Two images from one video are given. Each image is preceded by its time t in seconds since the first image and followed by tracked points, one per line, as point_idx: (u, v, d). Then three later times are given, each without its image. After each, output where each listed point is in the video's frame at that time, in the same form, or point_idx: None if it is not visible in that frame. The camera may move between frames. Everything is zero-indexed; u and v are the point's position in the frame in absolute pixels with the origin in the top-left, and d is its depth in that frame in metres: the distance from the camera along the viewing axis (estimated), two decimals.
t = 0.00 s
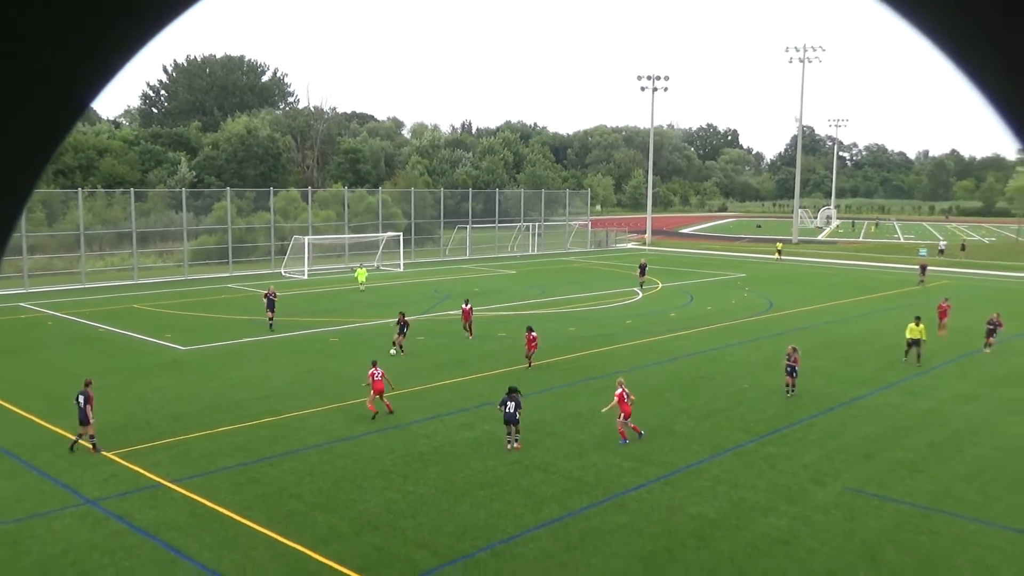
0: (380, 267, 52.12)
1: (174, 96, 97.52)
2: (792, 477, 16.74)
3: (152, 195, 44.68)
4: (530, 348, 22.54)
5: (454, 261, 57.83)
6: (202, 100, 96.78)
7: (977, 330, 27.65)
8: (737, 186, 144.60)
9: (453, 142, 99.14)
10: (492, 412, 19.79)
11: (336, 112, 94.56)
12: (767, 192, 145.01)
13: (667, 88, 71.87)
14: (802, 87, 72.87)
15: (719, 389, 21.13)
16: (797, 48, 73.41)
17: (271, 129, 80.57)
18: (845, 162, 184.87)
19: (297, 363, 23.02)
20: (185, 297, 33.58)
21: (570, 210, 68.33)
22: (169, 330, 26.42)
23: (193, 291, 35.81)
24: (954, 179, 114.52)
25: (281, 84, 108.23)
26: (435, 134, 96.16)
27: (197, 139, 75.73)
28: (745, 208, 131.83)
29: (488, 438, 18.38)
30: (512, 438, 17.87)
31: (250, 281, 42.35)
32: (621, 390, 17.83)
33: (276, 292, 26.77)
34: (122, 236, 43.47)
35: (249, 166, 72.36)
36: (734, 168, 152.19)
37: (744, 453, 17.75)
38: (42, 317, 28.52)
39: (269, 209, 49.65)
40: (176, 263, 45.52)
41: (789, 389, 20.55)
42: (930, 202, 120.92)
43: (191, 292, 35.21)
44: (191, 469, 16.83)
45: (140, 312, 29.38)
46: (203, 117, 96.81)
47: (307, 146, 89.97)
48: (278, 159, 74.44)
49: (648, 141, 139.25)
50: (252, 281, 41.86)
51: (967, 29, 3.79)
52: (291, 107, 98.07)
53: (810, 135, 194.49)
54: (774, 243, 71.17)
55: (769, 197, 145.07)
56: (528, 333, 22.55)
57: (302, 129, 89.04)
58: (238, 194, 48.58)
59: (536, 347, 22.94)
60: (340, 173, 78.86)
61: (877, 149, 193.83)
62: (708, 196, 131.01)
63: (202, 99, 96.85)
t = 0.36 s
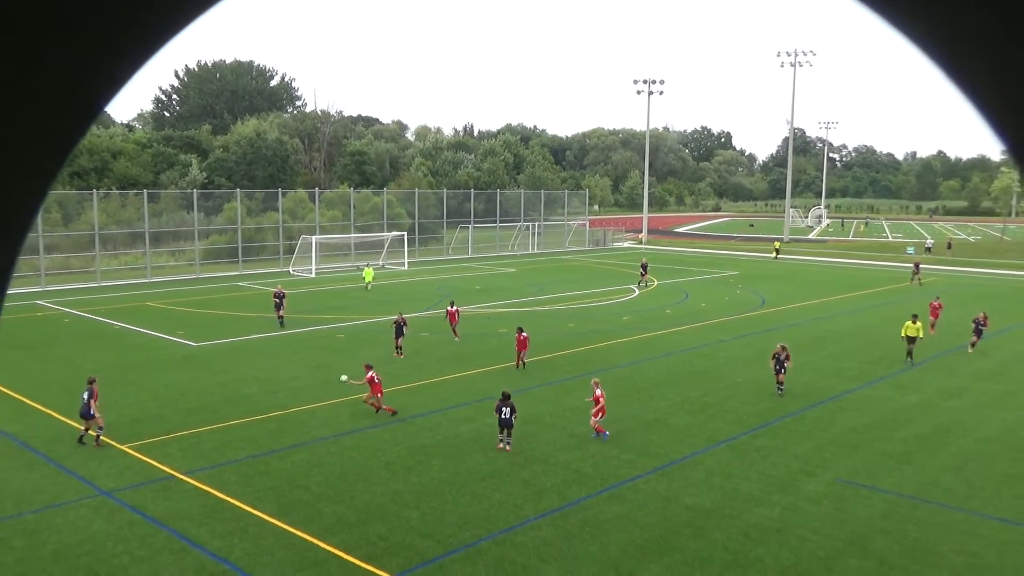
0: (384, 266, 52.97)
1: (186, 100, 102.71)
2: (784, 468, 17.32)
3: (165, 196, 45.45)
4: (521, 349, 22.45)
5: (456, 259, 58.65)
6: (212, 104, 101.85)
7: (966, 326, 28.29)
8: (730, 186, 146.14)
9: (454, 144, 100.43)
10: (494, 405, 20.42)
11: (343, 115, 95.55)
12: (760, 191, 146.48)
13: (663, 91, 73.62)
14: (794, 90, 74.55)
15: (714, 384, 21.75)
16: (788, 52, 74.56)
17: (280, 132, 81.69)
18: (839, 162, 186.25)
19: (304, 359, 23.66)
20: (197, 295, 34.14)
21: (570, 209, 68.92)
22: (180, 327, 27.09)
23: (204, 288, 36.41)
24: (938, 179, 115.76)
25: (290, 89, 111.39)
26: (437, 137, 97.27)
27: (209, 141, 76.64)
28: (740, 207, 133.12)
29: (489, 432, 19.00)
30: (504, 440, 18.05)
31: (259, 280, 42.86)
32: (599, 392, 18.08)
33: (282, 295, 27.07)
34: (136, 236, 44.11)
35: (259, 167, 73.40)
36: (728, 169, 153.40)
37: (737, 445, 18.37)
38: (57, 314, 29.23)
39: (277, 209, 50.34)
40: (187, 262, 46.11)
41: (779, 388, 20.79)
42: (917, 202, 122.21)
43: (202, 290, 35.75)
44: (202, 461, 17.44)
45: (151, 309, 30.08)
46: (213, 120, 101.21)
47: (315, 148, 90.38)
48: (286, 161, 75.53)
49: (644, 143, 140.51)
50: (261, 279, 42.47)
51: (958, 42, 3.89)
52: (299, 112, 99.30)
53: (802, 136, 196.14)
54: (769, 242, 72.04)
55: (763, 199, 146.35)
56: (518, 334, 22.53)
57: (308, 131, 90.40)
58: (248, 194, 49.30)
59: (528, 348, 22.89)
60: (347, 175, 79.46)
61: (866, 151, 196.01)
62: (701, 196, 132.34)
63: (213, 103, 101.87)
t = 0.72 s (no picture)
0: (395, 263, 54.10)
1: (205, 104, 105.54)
2: (777, 458, 18.13)
3: (184, 198, 46.51)
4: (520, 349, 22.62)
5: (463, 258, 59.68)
6: (230, 108, 104.45)
7: (955, 322, 29.15)
8: (725, 188, 147.91)
9: (459, 145, 101.85)
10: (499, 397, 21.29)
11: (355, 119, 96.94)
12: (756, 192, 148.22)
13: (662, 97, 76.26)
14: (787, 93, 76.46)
15: (711, 376, 22.59)
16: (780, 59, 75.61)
17: (294, 136, 83.19)
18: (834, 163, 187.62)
19: (316, 352, 24.59)
20: (216, 291, 35.17)
21: (572, 210, 70.02)
22: (199, 322, 28.07)
23: (222, 286, 37.32)
24: (927, 180, 117.04)
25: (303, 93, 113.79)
26: (444, 141, 98.80)
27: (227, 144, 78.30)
28: (736, 208, 134.79)
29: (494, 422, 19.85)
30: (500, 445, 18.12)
31: (275, 277, 43.80)
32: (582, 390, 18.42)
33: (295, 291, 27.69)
34: (157, 236, 45.15)
35: (273, 169, 75.37)
36: (723, 172, 154.98)
37: (732, 435, 19.19)
38: (82, 310, 30.28)
39: (292, 210, 51.35)
40: (207, 260, 47.17)
41: (771, 385, 21.37)
42: (906, 202, 123.61)
43: (220, 287, 36.65)
44: (221, 450, 18.30)
45: (171, 306, 31.08)
46: (231, 124, 103.69)
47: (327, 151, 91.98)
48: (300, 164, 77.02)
49: (642, 145, 142.07)
50: (276, 277, 43.54)
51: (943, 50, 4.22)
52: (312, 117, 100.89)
53: (796, 138, 197.64)
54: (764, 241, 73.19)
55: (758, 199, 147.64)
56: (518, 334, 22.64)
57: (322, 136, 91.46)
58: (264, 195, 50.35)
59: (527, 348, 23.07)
60: (358, 177, 80.63)
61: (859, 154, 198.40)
62: (697, 197, 134.01)
63: (230, 108, 104.50)
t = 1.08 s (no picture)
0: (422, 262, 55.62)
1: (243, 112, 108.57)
2: (782, 448, 19.06)
3: (224, 199, 47.97)
4: (534, 349, 23.15)
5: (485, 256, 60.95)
6: (268, 116, 107.18)
7: (958, 321, 30.03)
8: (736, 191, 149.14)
9: (482, 149, 103.64)
10: (517, 387, 22.48)
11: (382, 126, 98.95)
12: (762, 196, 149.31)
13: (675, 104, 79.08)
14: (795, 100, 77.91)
15: (720, 370, 23.65)
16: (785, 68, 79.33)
17: (326, 140, 85.08)
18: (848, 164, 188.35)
19: (345, 345, 25.93)
20: (251, 287, 36.63)
21: (588, 211, 71.30)
22: (236, 316, 29.54)
23: (258, 282, 38.79)
24: (927, 184, 117.62)
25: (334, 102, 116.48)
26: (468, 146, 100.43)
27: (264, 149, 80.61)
28: (746, 210, 136.11)
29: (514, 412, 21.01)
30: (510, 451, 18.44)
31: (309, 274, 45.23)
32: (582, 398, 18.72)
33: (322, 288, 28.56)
34: (199, 235, 46.69)
35: (307, 173, 77.25)
36: (732, 175, 156.51)
37: (739, 426, 20.18)
38: (127, 304, 31.84)
39: (324, 211, 52.75)
40: (244, 258, 48.91)
41: (774, 382, 22.07)
42: (909, 205, 124.62)
43: (255, 283, 38.05)
44: (258, 436, 19.55)
45: (209, 300, 32.57)
46: (269, 129, 106.70)
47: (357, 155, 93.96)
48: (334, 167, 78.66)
49: (656, 149, 143.57)
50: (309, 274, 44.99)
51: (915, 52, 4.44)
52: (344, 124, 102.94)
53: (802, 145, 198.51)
54: (771, 241, 74.36)
55: (765, 201, 148.76)
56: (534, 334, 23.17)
57: (352, 142, 93.02)
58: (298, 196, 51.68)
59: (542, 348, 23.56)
60: (386, 180, 82.18)
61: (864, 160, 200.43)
62: (707, 199, 135.69)
63: (268, 116, 107.21)
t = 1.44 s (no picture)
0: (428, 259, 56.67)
1: (255, 116, 110.24)
2: (773, 438, 19.93)
3: (240, 199, 48.99)
4: (534, 349, 23.60)
5: (489, 254, 62.00)
6: (280, 120, 108.79)
7: (946, 317, 30.93)
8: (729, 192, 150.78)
9: (486, 150, 104.96)
10: (519, 380, 23.42)
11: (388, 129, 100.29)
12: (755, 196, 150.75)
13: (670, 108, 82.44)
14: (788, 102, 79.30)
15: (714, 363, 24.56)
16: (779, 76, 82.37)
17: (334, 141, 86.20)
18: (846, 164, 189.33)
19: (354, 338, 26.93)
20: (262, 283, 37.60)
21: (587, 211, 72.41)
22: (250, 310, 30.54)
23: (272, 278, 39.82)
24: (912, 185, 118.72)
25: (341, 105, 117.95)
26: (472, 148, 101.73)
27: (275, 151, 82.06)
28: (738, 210, 137.67)
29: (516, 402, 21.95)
30: (504, 460, 18.21)
31: (319, 271, 46.28)
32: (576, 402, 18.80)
33: (328, 288, 29.35)
34: (215, 233, 47.74)
35: (318, 174, 78.22)
36: (724, 177, 158.35)
37: (732, 417, 21.06)
38: (145, 299, 32.86)
39: (334, 210, 53.68)
40: (258, 255, 49.96)
41: (767, 379, 22.76)
42: (894, 205, 126.29)
43: (268, 279, 39.06)
44: (271, 426, 20.49)
45: (223, 295, 33.61)
46: (281, 132, 108.25)
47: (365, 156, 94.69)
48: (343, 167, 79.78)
49: (652, 151, 144.85)
50: (319, 271, 46.05)
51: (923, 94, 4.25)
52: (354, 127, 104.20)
53: (792, 146, 199.85)
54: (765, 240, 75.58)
55: (757, 200, 150.09)
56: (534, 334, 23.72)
57: (360, 144, 94.22)
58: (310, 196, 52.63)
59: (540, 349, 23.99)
60: (393, 181, 83.12)
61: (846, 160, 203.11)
62: (700, 200, 137.52)
63: (281, 119, 108.81)
